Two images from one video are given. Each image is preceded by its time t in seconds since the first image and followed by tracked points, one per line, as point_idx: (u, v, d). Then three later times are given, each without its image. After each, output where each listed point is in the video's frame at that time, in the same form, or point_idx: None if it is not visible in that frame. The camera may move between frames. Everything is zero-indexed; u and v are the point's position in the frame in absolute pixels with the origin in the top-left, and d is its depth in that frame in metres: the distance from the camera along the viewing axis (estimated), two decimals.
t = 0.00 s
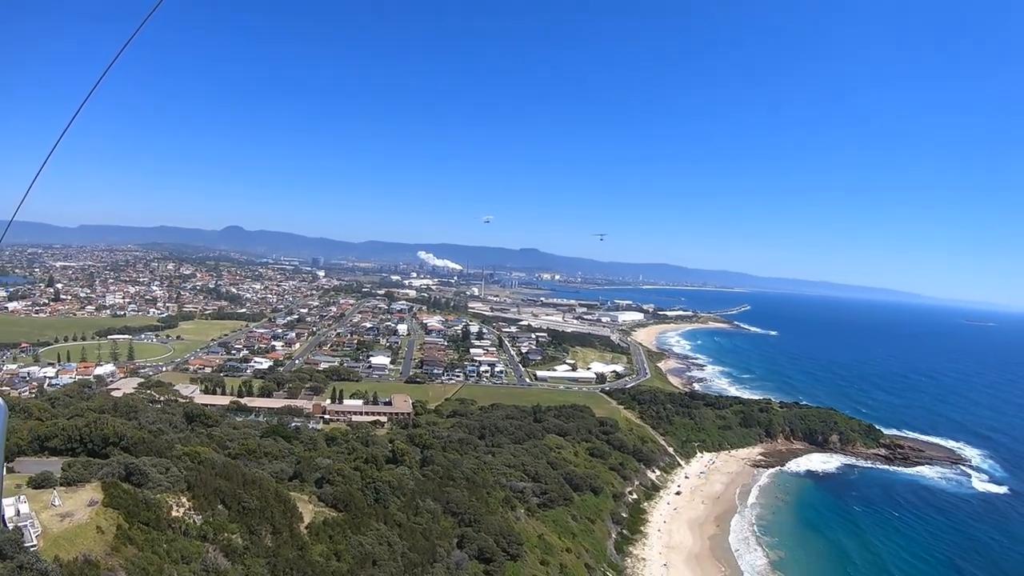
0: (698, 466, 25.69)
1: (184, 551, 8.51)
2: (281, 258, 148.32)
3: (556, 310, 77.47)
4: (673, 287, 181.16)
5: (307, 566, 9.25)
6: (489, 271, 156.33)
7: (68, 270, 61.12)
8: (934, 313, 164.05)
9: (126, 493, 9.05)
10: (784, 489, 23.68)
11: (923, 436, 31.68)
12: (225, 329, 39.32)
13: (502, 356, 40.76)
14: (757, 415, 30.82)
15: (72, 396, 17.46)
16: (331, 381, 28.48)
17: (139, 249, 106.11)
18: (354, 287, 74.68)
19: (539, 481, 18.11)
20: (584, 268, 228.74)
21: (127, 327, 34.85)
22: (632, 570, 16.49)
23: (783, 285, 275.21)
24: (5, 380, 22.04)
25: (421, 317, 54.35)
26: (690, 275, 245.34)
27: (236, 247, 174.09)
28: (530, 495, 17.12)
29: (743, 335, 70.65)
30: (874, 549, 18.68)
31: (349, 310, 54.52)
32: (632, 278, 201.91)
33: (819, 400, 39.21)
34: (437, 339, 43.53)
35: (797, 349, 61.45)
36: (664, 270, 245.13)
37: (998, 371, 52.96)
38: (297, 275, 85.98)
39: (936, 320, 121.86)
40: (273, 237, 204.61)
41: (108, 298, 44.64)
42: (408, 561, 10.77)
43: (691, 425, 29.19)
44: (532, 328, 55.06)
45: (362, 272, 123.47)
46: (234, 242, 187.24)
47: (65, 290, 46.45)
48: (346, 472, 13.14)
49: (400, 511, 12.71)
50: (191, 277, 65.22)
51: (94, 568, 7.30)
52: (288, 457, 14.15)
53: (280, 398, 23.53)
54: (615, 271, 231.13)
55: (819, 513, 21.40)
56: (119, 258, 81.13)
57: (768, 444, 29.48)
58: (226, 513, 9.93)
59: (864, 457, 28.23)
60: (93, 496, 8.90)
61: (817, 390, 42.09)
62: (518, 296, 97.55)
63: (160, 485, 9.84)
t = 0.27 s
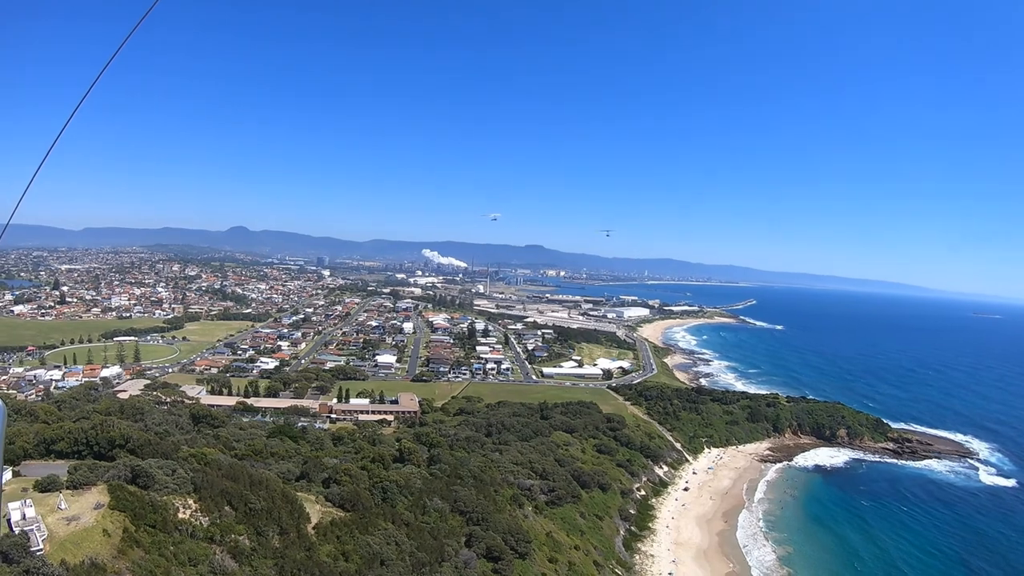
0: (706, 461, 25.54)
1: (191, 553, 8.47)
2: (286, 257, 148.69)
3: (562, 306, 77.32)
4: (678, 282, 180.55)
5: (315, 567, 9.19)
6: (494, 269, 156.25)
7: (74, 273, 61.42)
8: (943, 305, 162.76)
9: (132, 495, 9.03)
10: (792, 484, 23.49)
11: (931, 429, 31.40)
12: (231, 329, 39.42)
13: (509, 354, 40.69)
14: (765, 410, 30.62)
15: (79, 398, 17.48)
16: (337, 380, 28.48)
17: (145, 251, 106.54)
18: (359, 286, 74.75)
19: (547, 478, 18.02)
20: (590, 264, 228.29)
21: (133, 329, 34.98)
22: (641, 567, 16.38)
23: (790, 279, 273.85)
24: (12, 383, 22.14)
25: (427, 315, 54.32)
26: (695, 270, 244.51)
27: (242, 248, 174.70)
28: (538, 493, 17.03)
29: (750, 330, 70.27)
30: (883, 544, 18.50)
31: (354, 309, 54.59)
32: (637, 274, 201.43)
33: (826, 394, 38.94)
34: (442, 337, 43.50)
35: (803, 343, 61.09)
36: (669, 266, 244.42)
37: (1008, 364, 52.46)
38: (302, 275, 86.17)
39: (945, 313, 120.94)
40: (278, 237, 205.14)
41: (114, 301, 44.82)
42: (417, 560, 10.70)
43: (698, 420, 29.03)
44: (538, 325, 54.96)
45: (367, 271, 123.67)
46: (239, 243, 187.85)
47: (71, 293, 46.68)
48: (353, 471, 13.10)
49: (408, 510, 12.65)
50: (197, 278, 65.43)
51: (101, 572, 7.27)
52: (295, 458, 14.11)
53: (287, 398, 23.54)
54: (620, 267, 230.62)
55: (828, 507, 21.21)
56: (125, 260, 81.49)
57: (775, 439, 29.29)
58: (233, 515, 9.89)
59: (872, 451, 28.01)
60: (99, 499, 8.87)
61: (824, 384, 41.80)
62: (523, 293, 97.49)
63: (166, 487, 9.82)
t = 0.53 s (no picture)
0: (712, 460, 25.38)
1: (196, 555, 8.41)
2: (291, 258, 148.96)
3: (566, 305, 77.13)
4: (683, 280, 179.99)
5: (320, 569, 9.13)
6: (498, 267, 156.12)
7: (79, 275, 61.64)
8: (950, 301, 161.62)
9: (136, 498, 8.99)
10: (799, 482, 23.31)
11: (937, 426, 31.14)
12: (235, 330, 39.47)
13: (514, 353, 40.57)
14: (771, 408, 30.41)
15: (84, 400, 17.49)
16: (341, 380, 28.44)
17: (151, 252, 106.85)
18: (364, 286, 74.77)
19: (553, 478, 17.92)
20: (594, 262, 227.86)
21: (138, 331, 35.05)
22: (648, 567, 16.27)
23: (795, 276, 272.72)
24: (17, 386, 22.18)
25: (431, 315, 54.25)
26: (700, 268, 243.68)
27: (246, 249, 175.14)
28: (544, 493, 16.94)
29: (755, 327, 69.92)
30: (891, 543, 18.31)
31: (359, 309, 54.59)
32: (642, 272, 200.92)
33: (832, 392, 38.68)
34: (447, 336, 43.43)
35: (809, 340, 60.74)
36: (674, 263, 243.75)
37: (1016, 360, 52.00)
38: (306, 275, 86.29)
39: (952, 310, 120.08)
40: (282, 238, 205.62)
41: (119, 302, 44.96)
42: (423, 561, 10.63)
43: (704, 418, 28.86)
44: (543, 324, 54.80)
45: (371, 271, 123.70)
46: (243, 243, 188.32)
47: (77, 295, 46.86)
48: (359, 472, 13.04)
49: (414, 511, 12.57)
50: (201, 279, 65.59)
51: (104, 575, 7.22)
52: (300, 459, 14.07)
53: (291, 399, 23.51)
54: (625, 265, 230.09)
55: (836, 506, 21.02)
56: (130, 261, 81.76)
57: (781, 437, 29.10)
58: (238, 517, 9.83)
59: (879, 449, 27.79)
60: (103, 502, 8.84)
61: (831, 381, 41.53)
62: (528, 292, 97.29)
63: (170, 489, 9.77)
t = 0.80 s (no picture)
0: (719, 459, 25.19)
1: (201, 559, 8.33)
2: (297, 260, 149.27)
3: (572, 305, 76.94)
4: (689, 278, 179.42)
5: (326, 572, 9.04)
6: (502, 268, 155.98)
7: (85, 278, 61.93)
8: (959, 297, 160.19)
9: (141, 502, 8.94)
10: (808, 481, 23.09)
11: (944, 424, 30.84)
12: (241, 332, 39.53)
13: (519, 353, 40.47)
14: (778, 406, 30.19)
15: (89, 403, 17.51)
16: (347, 381, 28.40)
17: (157, 255, 107.28)
18: (369, 287, 74.81)
19: (560, 478, 17.80)
20: (599, 262, 227.40)
21: (144, 333, 35.16)
22: (656, 567, 16.12)
23: (801, 274, 271.49)
24: (23, 389, 22.24)
25: (437, 316, 54.22)
26: (705, 267, 242.79)
27: (251, 251, 175.62)
28: (551, 493, 16.83)
29: (761, 326, 69.54)
30: (899, 542, 18.07)
31: (364, 310, 54.60)
32: (647, 271, 200.42)
33: (839, 390, 38.37)
34: (452, 337, 43.37)
35: (816, 338, 60.33)
36: (679, 262, 243.00)
37: None
38: (312, 277, 86.44)
39: (960, 307, 119.21)
40: (288, 240, 206.16)
41: (125, 305, 45.12)
42: (430, 563, 10.52)
43: (711, 417, 28.67)
44: (548, 324, 54.65)
45: (376, 272, 123.80)
46: (249, 245, 188.95)
47: (83, 298, 47.06)
48: (365, 474, 12.98)
49: (420, 513, 12.46)
50: (207, 281, 65.76)
51: None
52: (305, 461, 14.01)
53: (297, 401, 23.48)
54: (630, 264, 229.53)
55: (845, 505, 20.81)
56: (136, 264, 82.12)
57: (788, 436, 28.87)
58: (244, 520, 9.77)
59: (886, 447, 27.53)
60: (108, 506, 8.80)
61: (838, 379, 41.23)
62: (533, 292, 97.14)
63: (176, 493, 9.72)
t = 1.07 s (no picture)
0: (725, 459, 25.03)
1: (205, 564, 8.25)
2: (301, 263, 149.58)
3: (576, 306, 76.78)
4: (692, 279, 178.94)
5: None
6: (506, 269, 155.88)
7: (89, 282, 62.11)
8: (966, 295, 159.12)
9: (144, 507, 8.90)
10: (814, 481, 22.88)
11: (951, 423, 30.58)
12: (245, 336, 39.55)
13: (524, 354, 40.36)
14: (783, 406, 29.99)
15: (93, 408, 17.51)
16: (351, 384, 28.36)
17: (162, 260, 107.62)
18: (373, 290, 74.83)
19: (565, 480, 17.70)
20: (603, 263, 227.03)
21: (148, 337, 35.22)
22: (662, 569, 15.97)
23: (806, 274, 270.48)
24: (28, 394, 22.27)
25: (441, 318, 54.16)
26: (709, 267, 242.14)
27: (255, 254, 176.04)
28: (557, 495, 16.72)
29: (766, 325, 69.20)
30: (906, 541, 17.89)
31: (368, 313, 54.60)
32: (651, 272, 199.98)
33: (845, 389, 38.11)
34: (457, 339, 43.30)
35: (821, 337, 59.99)
36: (683, 262, 242.44)
37: None
38: (316, 280, 86.49)
39: (966, 305, 118.48)
40: (291, 243, 206.66)
41: (129, 309, 45.23)
42: (436, 567, 10.42)
43: (716, 418, 28.51)
44: (553, 325, 54.52)
45: (379, 274, 123.89)
46: (253, 249, 189.53)
47: (88, 303, 47.20)
48: (369, 478, 12.92)
49: (425, 516, 12.37)
50: (211, 285, 65.90)
51: None
52: (310, 465, 13.95)
53: (301, 404, 23.45)
54: (634, 265, 229.11)
55: (853, 505, 20.61)
56: (140, 268, 82.31)
57: (794, 436, 28.67)
58: (248, 525, 9.70)
59: (892, 447, 27.30)
60: (111, 511, 8.75)
61: (843, 378, 40.96)
62: (537, 293, 97.04)
63: (179, 498, 9.66)
